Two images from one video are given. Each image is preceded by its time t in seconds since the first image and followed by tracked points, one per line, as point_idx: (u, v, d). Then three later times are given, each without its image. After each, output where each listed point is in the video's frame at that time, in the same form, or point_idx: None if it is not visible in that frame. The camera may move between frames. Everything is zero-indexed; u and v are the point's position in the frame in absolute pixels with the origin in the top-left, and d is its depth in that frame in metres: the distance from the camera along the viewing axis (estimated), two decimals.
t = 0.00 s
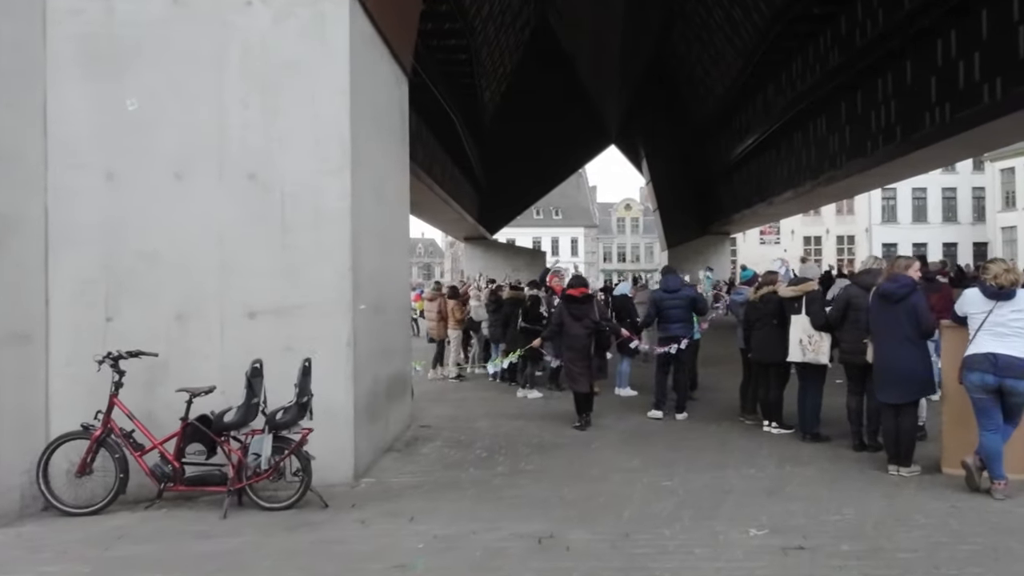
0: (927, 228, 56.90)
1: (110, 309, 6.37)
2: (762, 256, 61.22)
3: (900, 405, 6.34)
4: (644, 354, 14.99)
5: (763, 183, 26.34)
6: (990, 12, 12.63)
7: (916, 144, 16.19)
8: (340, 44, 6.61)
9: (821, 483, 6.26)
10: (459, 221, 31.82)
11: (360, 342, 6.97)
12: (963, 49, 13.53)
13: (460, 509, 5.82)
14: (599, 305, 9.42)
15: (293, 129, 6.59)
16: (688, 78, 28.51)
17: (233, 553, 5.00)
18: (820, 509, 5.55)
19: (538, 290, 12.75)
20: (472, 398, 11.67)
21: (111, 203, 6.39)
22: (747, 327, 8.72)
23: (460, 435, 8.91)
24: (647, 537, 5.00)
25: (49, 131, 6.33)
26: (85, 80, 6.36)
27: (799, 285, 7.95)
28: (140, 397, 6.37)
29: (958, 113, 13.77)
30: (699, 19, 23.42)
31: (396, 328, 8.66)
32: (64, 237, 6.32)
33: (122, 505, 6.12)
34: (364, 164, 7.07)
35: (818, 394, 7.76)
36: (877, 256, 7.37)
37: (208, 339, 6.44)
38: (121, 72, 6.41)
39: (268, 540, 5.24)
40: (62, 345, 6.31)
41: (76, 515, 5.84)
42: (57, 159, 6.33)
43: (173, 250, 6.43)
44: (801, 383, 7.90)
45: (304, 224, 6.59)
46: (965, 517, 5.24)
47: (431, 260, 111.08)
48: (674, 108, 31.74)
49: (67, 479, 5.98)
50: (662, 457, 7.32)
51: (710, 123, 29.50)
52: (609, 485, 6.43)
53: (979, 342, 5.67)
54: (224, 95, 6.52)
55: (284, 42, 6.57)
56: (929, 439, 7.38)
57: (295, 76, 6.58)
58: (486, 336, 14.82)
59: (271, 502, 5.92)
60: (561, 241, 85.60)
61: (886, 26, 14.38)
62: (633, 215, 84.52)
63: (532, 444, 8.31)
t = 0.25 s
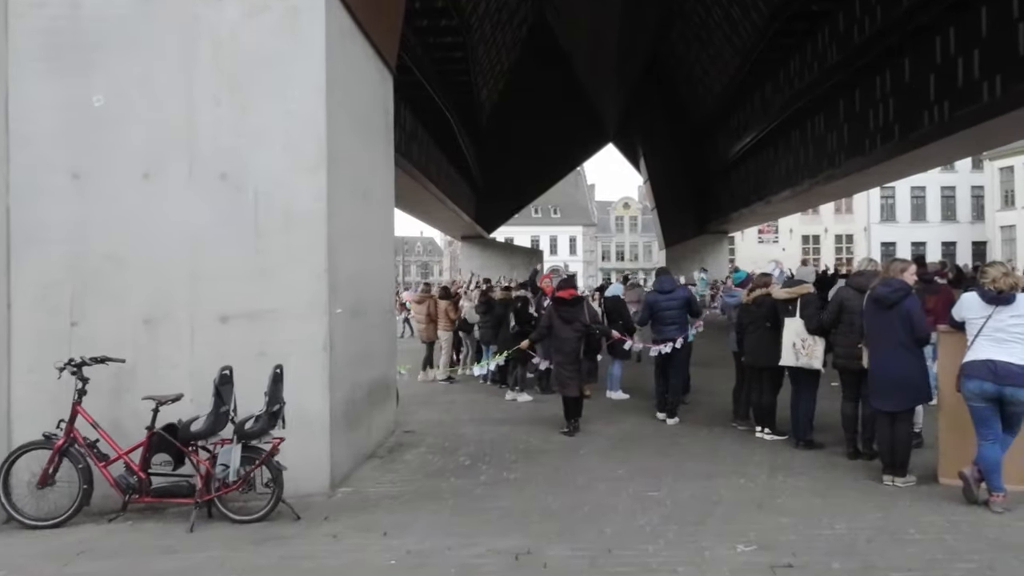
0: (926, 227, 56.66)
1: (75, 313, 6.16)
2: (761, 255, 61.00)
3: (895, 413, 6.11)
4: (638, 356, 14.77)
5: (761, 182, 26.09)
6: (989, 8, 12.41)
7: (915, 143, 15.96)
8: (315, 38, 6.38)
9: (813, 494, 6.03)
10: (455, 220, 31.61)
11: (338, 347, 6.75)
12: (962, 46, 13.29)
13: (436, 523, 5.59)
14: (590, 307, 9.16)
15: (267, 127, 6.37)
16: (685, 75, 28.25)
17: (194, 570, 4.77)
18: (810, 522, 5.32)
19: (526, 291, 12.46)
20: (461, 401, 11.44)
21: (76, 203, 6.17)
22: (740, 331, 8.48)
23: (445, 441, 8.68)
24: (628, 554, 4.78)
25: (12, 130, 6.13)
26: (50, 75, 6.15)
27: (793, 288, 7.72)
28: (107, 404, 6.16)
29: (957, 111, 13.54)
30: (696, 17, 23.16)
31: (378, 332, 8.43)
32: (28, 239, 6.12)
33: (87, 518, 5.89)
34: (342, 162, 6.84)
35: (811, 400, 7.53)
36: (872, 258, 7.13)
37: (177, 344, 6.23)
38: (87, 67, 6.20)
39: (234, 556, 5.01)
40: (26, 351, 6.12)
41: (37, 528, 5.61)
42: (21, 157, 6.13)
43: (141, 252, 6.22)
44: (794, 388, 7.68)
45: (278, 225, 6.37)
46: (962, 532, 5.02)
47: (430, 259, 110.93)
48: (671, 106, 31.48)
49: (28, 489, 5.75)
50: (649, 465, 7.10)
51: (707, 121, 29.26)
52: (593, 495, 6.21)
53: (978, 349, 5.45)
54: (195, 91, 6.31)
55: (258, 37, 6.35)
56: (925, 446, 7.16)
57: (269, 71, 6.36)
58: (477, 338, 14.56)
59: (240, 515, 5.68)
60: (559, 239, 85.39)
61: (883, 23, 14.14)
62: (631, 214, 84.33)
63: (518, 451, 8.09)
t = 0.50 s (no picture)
0: (923, 225, 56.60)
1: (42, 311, 5.99)
2: (757, 254, 60.90)
3: (887, 414, 5.95)
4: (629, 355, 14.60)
5: (757, 180, 25.92)
6: (985, 4, 12.25)
7: (912, 140, 15.80)
8: (292, 29, 6.18)
9: (803, 497, 5.87)
10: (450, 219, 31.38)
11: (317, 347, 6.56)
12: (958, 43, 13.13)
13: (414, 528, 5.42)
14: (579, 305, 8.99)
15: (242, 120, 6.18)
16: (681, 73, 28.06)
17: None
18: (799, 528, 5.16)
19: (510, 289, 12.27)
20: (449, 401, 11.27)
21: (44, 198, 6.00)
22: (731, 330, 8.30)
23: (430, 442, 8.51)
24: (609, 561, 4.62)
25: None
26: (17, 66, 5.97)
27: (787, 284, 7.53)
28: (76, 405, 5.99)
29: (954, 108, 13.38)
30: (693, 14, 22.93)
31: (362, 331, 8.24)
32: None
33: (53, 522, 5.71)
34: (321, 157, 6.65)
35: (803, 400, 7.37)
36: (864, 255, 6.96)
37: (149, 344, 6.06)
38: (55, 58, 6.02)
39: (201, 564, 4.83)
40: None
41: None
42: None
43: (111, 249, 6.04)
44: (785, 388, 7.52)
45: (254, 221, 6.18)
46: (954, 538, 4.86)
47: (427, 258, 110.71)
48: (667, 104, 31.30)
49: None
50: (636, 467, 6.93)
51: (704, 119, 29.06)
52: (577, 499, 6.04)
53: (973, 348, 5.28)
54: (168, 83, 6.11)
55: (233, 27, 6.15)
56: (918, 448, 7.00)
57: (244, 63, 6.16)
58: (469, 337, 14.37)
59: (211, 520, 5.51)
60: (556, 238, 85.23)
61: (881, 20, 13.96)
62: (629, 212, 84.18)
63: (503, 452, 7.92)
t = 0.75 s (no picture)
0: (915, 225, 56.67)
1: None
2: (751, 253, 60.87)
3: (871, 420, 5.77)
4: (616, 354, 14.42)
5: (749, 179, 25.78)
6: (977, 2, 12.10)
7: (904, 139, 15.67)
8: (258, 22, 5.97)
9: (783, 505, 5.70)
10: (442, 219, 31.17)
11: (285, 349, 6.36)
12: (949, 41, 12.99)
13: (381, 539, 5.23)
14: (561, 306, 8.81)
15: (205, 115, 5.97)
16: (673, 72, 27.89)
17: None
18: (777, 538, 4.98)
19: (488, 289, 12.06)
20: (431, 403, 11.08)
21: None
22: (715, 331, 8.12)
23: (407, 446, 8.31)
24: None
25: None
26: None
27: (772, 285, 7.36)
28: (31, 411, 5.81)
29: (944, 107, 13.27)
30: (686, 12, 22.74)
31: (337, 332, 8.04)
32: None
33: (5, 533, 5.49)
34: (290, 153, 6.44)
35: (786, 403, 7.19)
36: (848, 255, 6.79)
37: (107, 347, 5.87)
38: (11, 52, 5.86)
39: None
40: None
41: None
42: None
43: (69, 248, 5.87)
44: (769, 391, 7.34)
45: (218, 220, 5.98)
46: (936, 549, 4.70)
47: (421, 257, 110.37)
48: (660, 103, 31.14)
49: None
50: (615, 473, 6.76)
51: (697, 117, 28.90)
52: (552, 507, 5.86)
53: (956, 352, 5.12)
54: (128, 77, 5.92)
55: (196, 19, 5.94)
56: (903, 452, 6.84)
57: (207, 56, 5.96)
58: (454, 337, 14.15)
59: (169, 530, 5.30)
60: (550, 237, 85.06)
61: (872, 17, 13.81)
62: (623, 211, 84.08)
63: (481, 456, 7.73)
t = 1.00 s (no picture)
0: (905, 225, 56.86)
1: None
2: (742, 253, 60.93)
3: (858, 424, 5.64)
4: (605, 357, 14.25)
5: (740, 179, 25.69)
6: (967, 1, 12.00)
7: (894, 139, 15.58)
8: (227, 14, 5.76)
9: (769, 512, 5.55)
10: (433, 219, 30.98)
11: (257, 352, 6.15)
12: (939, 40, 12.91)
13: (353, 549, 5.06)
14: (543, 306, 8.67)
15: (172, 111, 5.78)
16: (664, 71, 27.78)
17: None
18: (763, 548, 4.82)
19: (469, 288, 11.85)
20: (415, 405, 10.90)
21: None
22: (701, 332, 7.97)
23: (388, 450, 8.12)
24: None
25: None
26: None
27: (760, 284, 7.18)
28: None
29: (934, 107, 13.20)
30: (677, 12, 22.61)
31: (315, 334, 7.83)
32: None
33: None
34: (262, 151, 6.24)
35: (774, 406, 7.04)
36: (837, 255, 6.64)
37: (71, 349, 5.71)
38: None
39: None
40: None
41: None
42: None
43: (34, 246, 5.74)
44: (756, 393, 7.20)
45: (186, 218, 5.79)
46: (924, 558, 4.57)
47: (412, 256, 110.03)
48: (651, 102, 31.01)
49: None
50: (598, 478, 6.61)
51: (688, 117, 28.79)
52: (532, 514, 5.70)
53: (947, 356, 4.98)
54: (93, 71, 5.74)
55: (163, 11, 5.74)
56: (892, 456, 6.71)
57: (175, 49, 5.77)
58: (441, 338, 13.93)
59: (133, 541, 5.08)
60: (542, 237, 84.93)
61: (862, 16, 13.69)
62: (614, 211, 84.06)
63: (462, 460, 7.56)
